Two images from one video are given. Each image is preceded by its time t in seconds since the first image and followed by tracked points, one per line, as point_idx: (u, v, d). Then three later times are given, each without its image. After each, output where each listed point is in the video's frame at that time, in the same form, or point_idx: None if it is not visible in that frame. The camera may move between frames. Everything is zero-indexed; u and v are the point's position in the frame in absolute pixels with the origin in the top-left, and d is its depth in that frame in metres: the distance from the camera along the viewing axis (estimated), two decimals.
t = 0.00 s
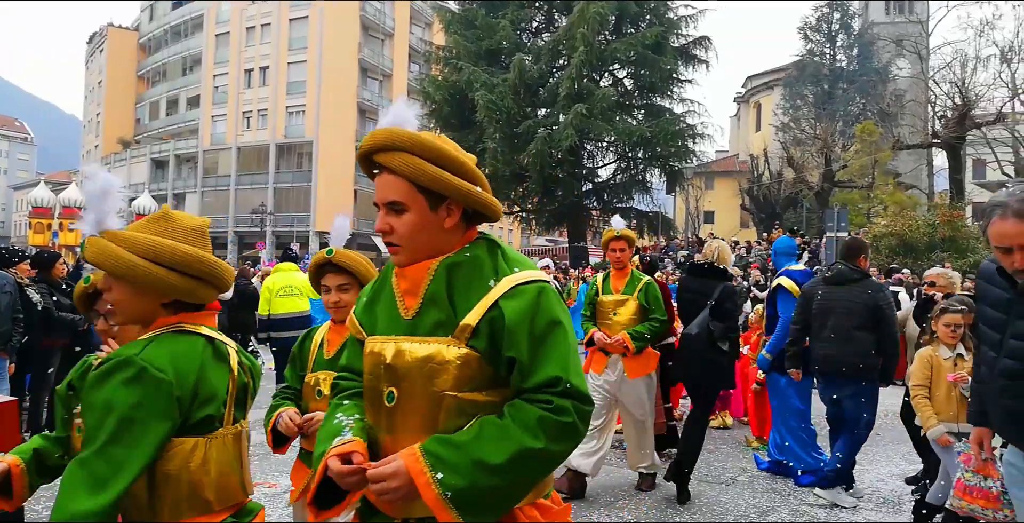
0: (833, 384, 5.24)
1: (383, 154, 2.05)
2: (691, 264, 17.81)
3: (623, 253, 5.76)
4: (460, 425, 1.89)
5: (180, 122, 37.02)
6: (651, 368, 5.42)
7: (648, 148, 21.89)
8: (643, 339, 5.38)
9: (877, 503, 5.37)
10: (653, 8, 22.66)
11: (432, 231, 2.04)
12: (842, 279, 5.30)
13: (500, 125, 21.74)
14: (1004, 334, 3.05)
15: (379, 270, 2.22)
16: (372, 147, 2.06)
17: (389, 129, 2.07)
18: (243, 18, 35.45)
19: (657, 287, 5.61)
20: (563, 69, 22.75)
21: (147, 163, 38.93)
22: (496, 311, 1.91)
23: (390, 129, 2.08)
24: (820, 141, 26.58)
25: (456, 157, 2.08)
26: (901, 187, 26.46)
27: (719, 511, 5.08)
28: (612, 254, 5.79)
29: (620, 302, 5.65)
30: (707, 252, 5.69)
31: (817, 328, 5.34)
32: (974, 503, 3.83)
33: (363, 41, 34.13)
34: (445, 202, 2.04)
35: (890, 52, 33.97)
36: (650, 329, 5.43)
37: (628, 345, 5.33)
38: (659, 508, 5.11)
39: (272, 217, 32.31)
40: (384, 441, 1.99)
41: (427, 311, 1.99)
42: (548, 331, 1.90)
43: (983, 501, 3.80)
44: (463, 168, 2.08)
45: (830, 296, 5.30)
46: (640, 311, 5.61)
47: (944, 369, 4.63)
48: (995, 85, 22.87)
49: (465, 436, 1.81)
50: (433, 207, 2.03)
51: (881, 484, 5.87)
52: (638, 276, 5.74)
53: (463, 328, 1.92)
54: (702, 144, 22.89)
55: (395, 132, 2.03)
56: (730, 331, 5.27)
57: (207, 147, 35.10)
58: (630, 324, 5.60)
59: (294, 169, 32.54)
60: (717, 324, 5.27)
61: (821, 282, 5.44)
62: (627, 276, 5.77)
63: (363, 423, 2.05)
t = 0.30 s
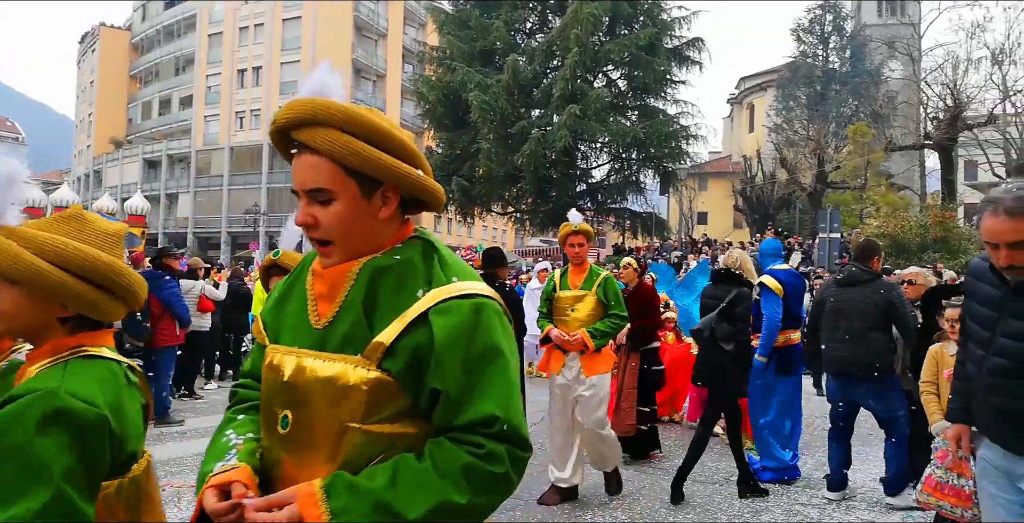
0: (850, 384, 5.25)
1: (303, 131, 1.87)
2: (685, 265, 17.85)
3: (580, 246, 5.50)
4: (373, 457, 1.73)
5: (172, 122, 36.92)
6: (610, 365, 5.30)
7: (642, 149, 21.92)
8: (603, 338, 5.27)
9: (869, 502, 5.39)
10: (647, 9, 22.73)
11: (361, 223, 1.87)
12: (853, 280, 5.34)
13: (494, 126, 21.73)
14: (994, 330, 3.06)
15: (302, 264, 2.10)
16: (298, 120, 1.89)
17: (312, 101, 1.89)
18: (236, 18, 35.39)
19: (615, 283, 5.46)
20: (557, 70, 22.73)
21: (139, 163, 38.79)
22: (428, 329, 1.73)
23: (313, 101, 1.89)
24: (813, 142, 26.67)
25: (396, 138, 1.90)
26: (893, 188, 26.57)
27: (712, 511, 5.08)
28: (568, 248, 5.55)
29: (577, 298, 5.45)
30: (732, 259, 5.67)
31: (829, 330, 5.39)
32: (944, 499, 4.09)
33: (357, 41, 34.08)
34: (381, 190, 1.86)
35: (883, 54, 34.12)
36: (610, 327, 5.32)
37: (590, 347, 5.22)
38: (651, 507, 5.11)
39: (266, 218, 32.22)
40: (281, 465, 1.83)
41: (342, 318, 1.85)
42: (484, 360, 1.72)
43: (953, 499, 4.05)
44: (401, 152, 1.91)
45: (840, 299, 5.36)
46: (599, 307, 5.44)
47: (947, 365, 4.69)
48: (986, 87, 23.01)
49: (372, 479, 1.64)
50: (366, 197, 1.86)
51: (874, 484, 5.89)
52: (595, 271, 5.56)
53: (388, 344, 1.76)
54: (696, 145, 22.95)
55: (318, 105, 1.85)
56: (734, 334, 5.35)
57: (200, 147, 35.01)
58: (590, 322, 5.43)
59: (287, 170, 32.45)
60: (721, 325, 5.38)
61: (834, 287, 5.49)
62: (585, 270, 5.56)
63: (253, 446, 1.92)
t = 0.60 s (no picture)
0: (880, 379, 5.27)
1: (137, 80, 1.45)
2: (680, 262, 17.88)
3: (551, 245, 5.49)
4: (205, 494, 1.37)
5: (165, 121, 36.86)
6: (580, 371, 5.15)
7: (636, 147, 21.92)
8: (573, 342, 5.18)
9: (864, 497, 5.41)
10: (640, 6, 22.72)
11: (228, 191, 1.47)
12: (888, 277, 5.56)
13: (488, 124, 21.76)
14: (975, 314, 3.06)
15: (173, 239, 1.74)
16: (126, 65, 1.47)
17: (143, 36, 1.44)
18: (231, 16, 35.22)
19: (587, 285, 5.38)
20: (551, 67, 22.69)
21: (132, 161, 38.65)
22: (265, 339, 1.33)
23: (149, 35, 1.45)
24: (807, 139, 26.72)
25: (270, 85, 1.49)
26: (887, 185, 26.65)
27: (707, 507, 5.09)
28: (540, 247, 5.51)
29: (548, 298, 5.35)
30: (747, 252, 5.69)
31: (862, 324, 5.52)
32: (924, 495, 4.09)
33: (350, 38, 33.99)
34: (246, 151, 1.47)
35: (876, 51, 34.18)
36: (582, 331, 5.24)
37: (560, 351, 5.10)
38: (647, 503, 5.11)
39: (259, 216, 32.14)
40: (114, 490, 1.51)
41: (190, 313, 1.49)
42: (343, 385, 1.30)
43: (934, 495, 4.05)
44: (283, 102, 1.51)
45: (874, 293, 5.57)
46: (570, 309, 5.36)
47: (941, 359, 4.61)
48: (979, 84, 23.09)
49: None
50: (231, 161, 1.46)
51: (869, 478, 5.92)
52: (567, 271, 5.46)
53: (235, 351, 1.39)
54: (690, 142, 22.96)
55: (150, 41, 1.43)
56: (744, 321, 5.51)
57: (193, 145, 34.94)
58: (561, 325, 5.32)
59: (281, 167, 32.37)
60: (731, 313, 5.57)
61: (867, 284, 5.71)
62: (557, 269, 5.48)
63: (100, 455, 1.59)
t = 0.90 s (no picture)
0: (896, 372, 5.16)
1: None
2: (676, 259, 17.91)
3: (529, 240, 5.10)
4: None
5: (161, 117, 36.77)
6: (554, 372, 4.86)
7: (633, 144, 21.91)
8: (547, 342, 4.82)
9: (859, 494, 5.43)
10: (637, 4, 22.72)
11: None
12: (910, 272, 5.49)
13: (485, 121, 21.68)
14: (956, 304, 2.78)
15: None
16: None
17: None
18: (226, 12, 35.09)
19: (567, 283, 5.04)
20: (548, 64, 22.68)
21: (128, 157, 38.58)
22: None
23: None
24: (803, 137, 26.77)
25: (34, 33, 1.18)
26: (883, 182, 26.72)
27: (704, 504, 5.10)
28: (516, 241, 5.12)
29: (523, 295, 5.00)
30: (775, 251, 5.53)
31: (881, 316, 5.35)
32: (911, 490, 4.07)
33: (346, 35, 33.90)
34: None
35: (873, 48, 34.23)
36: (557, 331, 4.89)
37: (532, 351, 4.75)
38: (643, 501, 5.11)
39: (255, 213, 32.11)
40: None
41: None
42: (34, 418, 0.97)
43: (920, 490, 4.04)
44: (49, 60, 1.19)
45: (896, 287, 5.41)
46: (546, 308, 5.00)
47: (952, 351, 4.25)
48: (974, 82, 23.14)
49: None
50: None
51: (864, 476, 5.93)
52: (545, 267, 5.10)
53: None
54: (687, 140, 22.98)
55: None
56: (766, 322, 5.36)
57: (189, 141, 34.85)
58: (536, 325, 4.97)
59: (276, 164, 32.29)
60: (752, 314, 5.43)
61: (887, 278, 5.51)
62: (534, 265, 5.10)
63: None
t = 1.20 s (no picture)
0: (899, 372, 5.16)
1: None
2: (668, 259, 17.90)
3: (491, 231, 4.57)
4: None
5: (152, 114, 36.56)
6: (526, 376, 4.41)
7: (625, 144, 21.91)
8: (513, 342, 4.32)
9: (851, 494, 5.44)
10: (630, 4, 22.74)
11: None
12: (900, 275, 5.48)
13: (478, 120, 21.61)
14: (951, 299, 2.74)
15: None
16: None
17: None
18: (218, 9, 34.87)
19: (533, 277, 4.49)
20: (541, 63, 22.67)
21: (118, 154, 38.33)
22: None
23: None
24: (796, 137, 26.84)
25: None
26: (874, 184, 26.82)
27: (696, 504, 5.10)
28: (476, 233, 4.61)
29: (488, 293, 4.46)
30: (793, 250, 5.53)
31: (878, 318, 5.33)
32: (906, 488, 4.08)
33: (339, 33, 33.84)
34: None
35: (864, 50, 34.39)
36: (523, 329, 4.36)
37: (495, 354, 4.27)
38: (636, 501, 5.11)
39: (246, 211, 31.97)
40: None
41: None
42: None
43: (915, 489, 4.03)
44: None
45: (887, 291, 5.39)
46: (512, 306, 4.47)
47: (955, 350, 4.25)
48: (965, 84, 23.27)
49: None
50: None
51: (856, 476, 5.94)
52: (511, 261, 4.55)
53: None
54: (679, 140, 23.02)
55: None
56: (786, 320, 5.28)
57: (181, 138, 34.66)
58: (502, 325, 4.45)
59: (268, 162, 32.14)
60: (773, 313, 5.32)
61: (877, 285, 5.50)
62: (496, 258, 4.57)
63: None
